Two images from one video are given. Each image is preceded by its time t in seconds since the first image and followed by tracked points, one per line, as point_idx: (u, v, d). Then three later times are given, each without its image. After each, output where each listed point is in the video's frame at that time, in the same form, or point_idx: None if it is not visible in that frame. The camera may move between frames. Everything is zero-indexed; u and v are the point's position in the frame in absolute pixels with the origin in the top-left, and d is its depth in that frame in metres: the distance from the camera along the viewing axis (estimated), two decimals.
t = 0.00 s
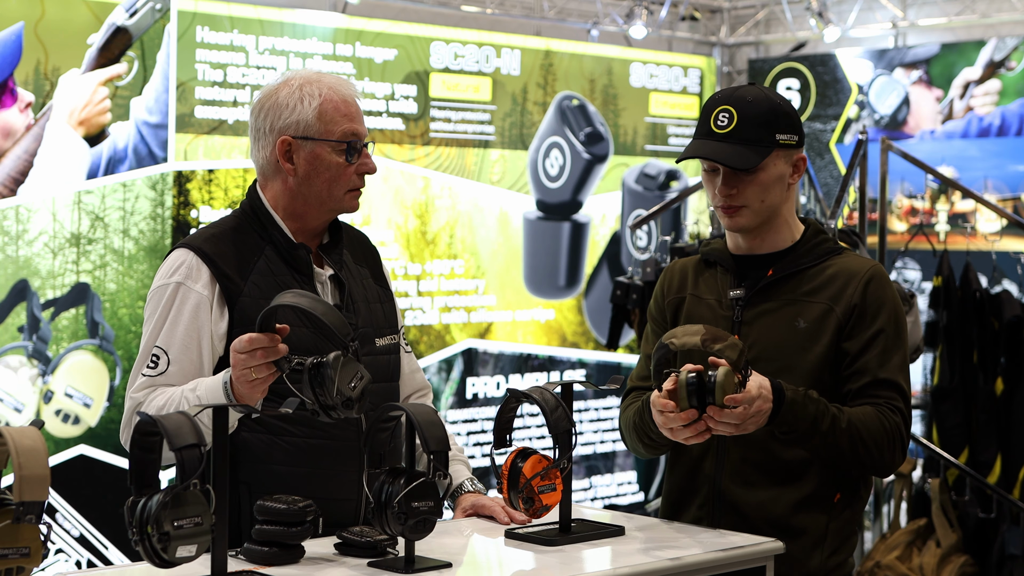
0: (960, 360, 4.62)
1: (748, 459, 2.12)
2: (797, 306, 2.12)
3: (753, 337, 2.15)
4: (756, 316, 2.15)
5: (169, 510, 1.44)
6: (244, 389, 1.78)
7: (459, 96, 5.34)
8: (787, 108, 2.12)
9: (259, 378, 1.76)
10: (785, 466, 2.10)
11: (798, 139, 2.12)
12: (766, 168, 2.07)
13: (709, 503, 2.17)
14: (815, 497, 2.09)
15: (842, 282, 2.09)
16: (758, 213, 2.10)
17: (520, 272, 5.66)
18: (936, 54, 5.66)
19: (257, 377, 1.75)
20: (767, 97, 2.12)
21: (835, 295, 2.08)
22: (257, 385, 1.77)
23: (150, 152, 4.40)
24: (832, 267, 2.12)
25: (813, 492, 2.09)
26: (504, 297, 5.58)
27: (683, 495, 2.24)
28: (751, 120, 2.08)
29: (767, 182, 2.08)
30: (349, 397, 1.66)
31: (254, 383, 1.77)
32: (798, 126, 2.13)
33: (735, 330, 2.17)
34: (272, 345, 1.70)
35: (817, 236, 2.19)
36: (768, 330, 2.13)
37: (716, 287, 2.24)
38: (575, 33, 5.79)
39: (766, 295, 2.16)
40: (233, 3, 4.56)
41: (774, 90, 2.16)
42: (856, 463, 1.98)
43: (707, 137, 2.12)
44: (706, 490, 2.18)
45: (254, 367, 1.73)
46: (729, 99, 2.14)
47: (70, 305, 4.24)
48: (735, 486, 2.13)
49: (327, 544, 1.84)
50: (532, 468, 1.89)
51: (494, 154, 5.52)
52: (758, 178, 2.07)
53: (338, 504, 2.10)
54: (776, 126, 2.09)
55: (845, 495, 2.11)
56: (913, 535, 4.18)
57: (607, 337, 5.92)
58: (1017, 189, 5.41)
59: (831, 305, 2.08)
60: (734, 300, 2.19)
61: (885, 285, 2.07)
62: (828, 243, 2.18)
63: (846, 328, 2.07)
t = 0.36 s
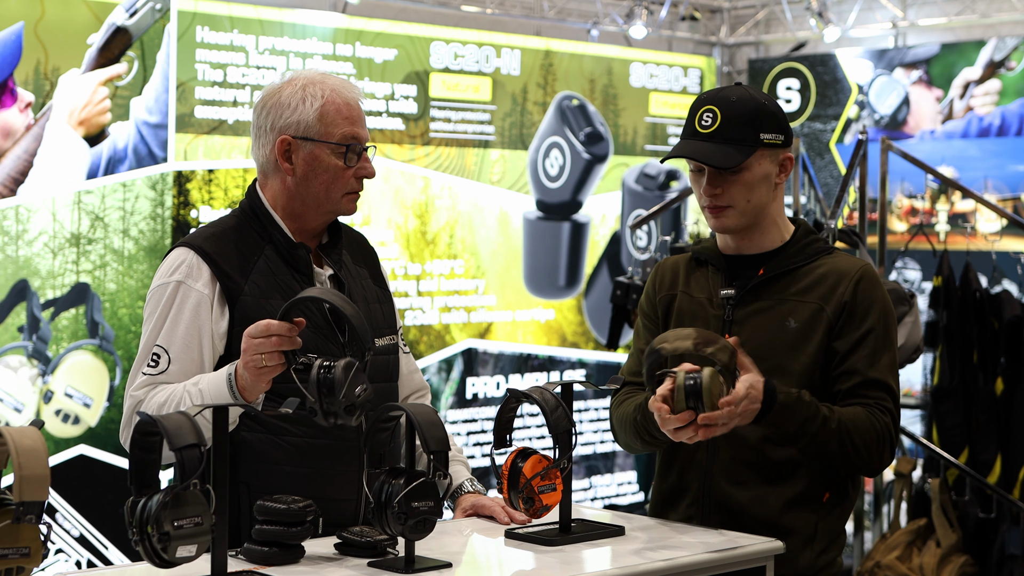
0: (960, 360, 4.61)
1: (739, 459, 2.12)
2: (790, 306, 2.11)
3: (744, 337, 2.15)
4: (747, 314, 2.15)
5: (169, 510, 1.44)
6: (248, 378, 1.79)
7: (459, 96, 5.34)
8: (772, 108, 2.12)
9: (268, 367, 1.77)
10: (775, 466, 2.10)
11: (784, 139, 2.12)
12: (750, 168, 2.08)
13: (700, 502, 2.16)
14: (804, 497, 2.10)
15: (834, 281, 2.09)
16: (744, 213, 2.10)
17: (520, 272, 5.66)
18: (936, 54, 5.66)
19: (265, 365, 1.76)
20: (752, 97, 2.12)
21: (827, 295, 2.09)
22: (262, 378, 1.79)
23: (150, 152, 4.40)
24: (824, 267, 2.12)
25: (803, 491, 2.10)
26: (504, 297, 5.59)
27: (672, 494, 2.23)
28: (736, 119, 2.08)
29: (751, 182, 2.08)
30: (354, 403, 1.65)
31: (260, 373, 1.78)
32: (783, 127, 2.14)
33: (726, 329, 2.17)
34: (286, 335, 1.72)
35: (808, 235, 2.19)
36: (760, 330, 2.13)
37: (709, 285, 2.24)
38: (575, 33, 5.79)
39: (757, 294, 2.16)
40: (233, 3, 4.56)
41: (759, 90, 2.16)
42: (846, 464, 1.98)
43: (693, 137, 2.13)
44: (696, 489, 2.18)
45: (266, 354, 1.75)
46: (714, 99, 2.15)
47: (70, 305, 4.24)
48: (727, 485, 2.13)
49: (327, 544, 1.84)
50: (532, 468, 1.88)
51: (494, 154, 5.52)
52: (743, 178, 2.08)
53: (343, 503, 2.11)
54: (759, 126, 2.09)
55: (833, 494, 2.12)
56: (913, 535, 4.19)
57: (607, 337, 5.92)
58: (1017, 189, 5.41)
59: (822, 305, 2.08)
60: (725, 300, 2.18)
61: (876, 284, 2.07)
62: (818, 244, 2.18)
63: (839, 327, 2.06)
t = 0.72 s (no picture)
0: (960, 359, 4.61)
1: (727, 459, 2.13)
2: (782, 306, 2.12)
3: (737, 337, 2.15)
4: (740, 314, 2.16)
5: (169, 510, 1.44)
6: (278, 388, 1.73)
7: (459, 96, 5.34)
8: (759, 104, 2.12)
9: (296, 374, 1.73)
10: (764, 466, 2.10)
11: (770, 135, 2.12)
12: (729, 160, 2.09)
13: (687, 501, 2.18)
14: (792, 498, 2.09)
15: (828, 281, 2.09)
16: (725, 207, 2.11)
17: (520, 273, 5.66)
18: (936, 54, 5.66)
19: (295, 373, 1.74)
20: (739, 91, 2.12)
21: (821, 295, 2.09)
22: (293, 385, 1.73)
23: (150, 152, 4.40)
24: (819, 266, 2.12)
25: (790, 491, 2.09)
26: (504, 297, 5.59)
27: (662, 492, 2.25)
28: (717, 111, 2.09)
29: (732, 175, 2.09)
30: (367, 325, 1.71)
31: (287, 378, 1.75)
32: (770, 123, 2.13)
33: (720, 329, 2.17)
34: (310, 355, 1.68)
35: (805, 235, 2.20)
36: (752, 331, 2.14)
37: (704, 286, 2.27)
38: (575, 33, 5.79)
39: (752, 294, 2.17)
40: (233, 3, 4.56)
41: (752, 86, 2.15)
42: (841, 466, 1.96)
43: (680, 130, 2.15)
44: (684, 487, 2.19)
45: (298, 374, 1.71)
46: (702, 93, 2.16)
47: (70, 305, 4.24)
48: (713, 484, 2.14)
49: (326, 544, 1.84)
50: (532, 468, 1.88)
51: (493, 154, 5.52)
52: (724, 171, 2.09)
53: (337, 502, 2.10)
54: (742, 120, 2.10)
55: (822, 496, 2.12)
56: (913, 535, 4.19)
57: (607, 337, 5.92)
58: (1017, 189, 5.42)
59: (814, 306, 2.09)
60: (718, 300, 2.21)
61: (872, 284, 2.07)
62: (814, 244, 2.18)
63: (829, 329, 2.07)
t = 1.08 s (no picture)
0: (960, 359, 4.61)
1: (723, 458, 2.15)
2: (779, 301, 2.14)
3: (738, 333, 2.18)
4: (739, 310, 2.19)
5: (169, 510, 1.44)
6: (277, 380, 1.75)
7: (459, 96, 5.34)
8: (756, 100, 2.14)
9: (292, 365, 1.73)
10: (760, 464, 2.11)
11: (766, 131, 2.14)
12: (723, 155, 2.13)
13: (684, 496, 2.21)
14: (785, 497, 2.09)
15: (823, 275, 2.10)
16: (719, 201, 2.15)
17: (520, 272, 5.66)
18: (936, 54, 5.66)
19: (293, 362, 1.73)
20: (738, 87, 2.15)
21: (817, 289, 2.09)
22: (294, 377, 1.74)
23: (150, 152, 4.40)
24: (815, 261, 2.13)
25: (782, 492, 2.09)
26: (504, 297, 5.59)
27: (666, 486, 2.29)
28: (712, 106, 2.13)
29: (725, 169, 2.14)
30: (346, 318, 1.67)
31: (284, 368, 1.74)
32: (768, 119, 2.15)
33: (721, 325, 2.21)
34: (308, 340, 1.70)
35: (808, 229, 2.19)
36: (753, 327, 2.16)
37: (709, 283, 2.32)
38: (575, 33, 5.79)
39: (753, 289, 2.19)
40: (233, 3, 4.56)
41: (754, 83, 2.17)
42: (858, 455, 1.95)
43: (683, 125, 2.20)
44: (682, 483, 2.22)
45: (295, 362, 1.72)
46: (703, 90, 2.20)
47: (70, 305, 4.24)
48: (709, 486, 2.16)
49: (327, 544, 1.84)
50: (532, 468, 1.88)
51: (494, 154, 5.53)
52: (718, 165, 2.14)
53: (336, 503, 2.09)
54: (735, 116, 2.12)
55: (817, 498, 2.11)
56: (913, 535, 4.19)
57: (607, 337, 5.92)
58: (1017, 189, 5.42)
59: (809, 300, 2.10)
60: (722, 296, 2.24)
61: (870, 275, 2.06)
62: (817, 237, 2.19)
63: (823, 323, 2.08)
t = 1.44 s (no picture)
0: (960, 359, 4.62)
1: (723, 459, 2.17)
2: (781, 303, 2.15)
3: (740, 333, 2.20)
4: (742, 311, 2.21)
5: (169, 511, 1.44)
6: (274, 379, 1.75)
7: (459, 96, 5.34)
8: (766, 100, 2.14)
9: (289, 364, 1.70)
10: (759, 467, 2.11)
11: (773, 132, 2.14)
12: (729, 154, 2.14)
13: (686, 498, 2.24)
14: (786, 498, 2.10)
15: (824, 277, 2.09)
16: (723, 199, 2.16)
17: (520, 273, 5.66)
18: (936, 54, 5.66)
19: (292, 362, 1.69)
20: (748, 86, 2.15)
21: (817, 291, 2.09)
22: (291, 377, 1.72)
23: (150, 152, 4.40)
24: (817, 262, 2.13)
25: (780, 495, 2.09)
26: (504, 297, 5.58)
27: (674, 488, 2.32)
28: (720, 104, 2.14)
29: (731, 168, 2.15)
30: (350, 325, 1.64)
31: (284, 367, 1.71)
32: (776, 119, 2.15)
33: (725, 326, 2.24)
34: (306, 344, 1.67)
35: (814, 229, 2.19)
36: (755, 328, 2.18)
37: (717, 283, 2.35)
38: (575, 33, 5.79)
39: (755, 291, 2.20)
40: (233, 3, 4.56)
41: (765, 82, 2.18)
42: (857, 459, 1.94)
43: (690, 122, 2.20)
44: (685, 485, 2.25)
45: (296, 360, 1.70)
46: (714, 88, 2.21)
47: (70, 305, 4.24)
48: (710, 487, 2.19)
49: (326, 544, 1.84)
50: (532, 468, 1.88)
51: (494, 154, 5.53)
52: (723, 164, 2.15)
53: (337, 503, 2.10)
54: (745, 114, 2.13)
55: (817, 501, 2.11)
56: (913, 535, 4.19)
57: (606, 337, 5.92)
58: (1017, 189, 5.42)
59: (808, 302, 2.10)
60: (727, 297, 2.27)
61: (871, 276, 2.06)
62: (821, 237, 2.18)
63: (822, 326, 2.08)
